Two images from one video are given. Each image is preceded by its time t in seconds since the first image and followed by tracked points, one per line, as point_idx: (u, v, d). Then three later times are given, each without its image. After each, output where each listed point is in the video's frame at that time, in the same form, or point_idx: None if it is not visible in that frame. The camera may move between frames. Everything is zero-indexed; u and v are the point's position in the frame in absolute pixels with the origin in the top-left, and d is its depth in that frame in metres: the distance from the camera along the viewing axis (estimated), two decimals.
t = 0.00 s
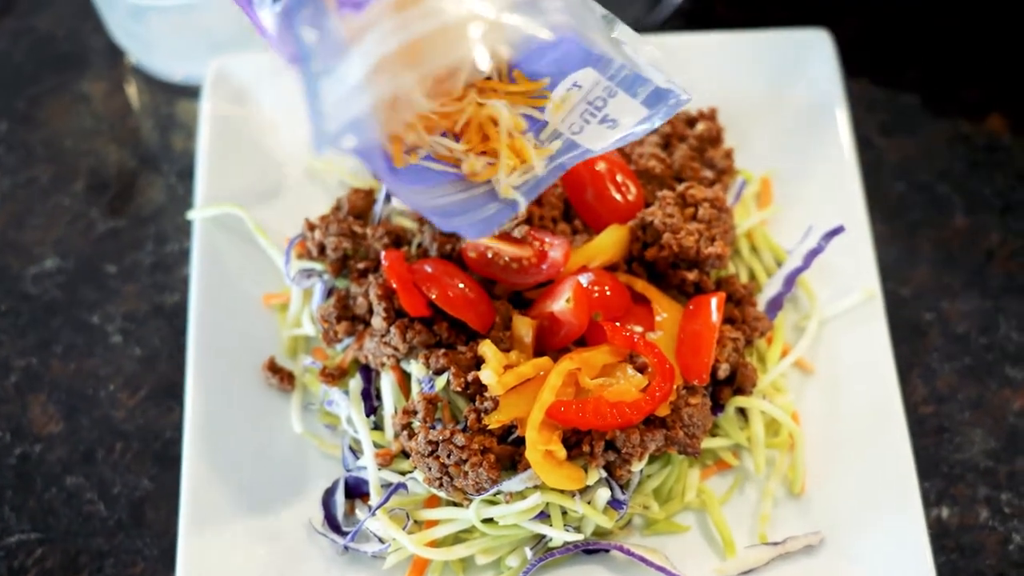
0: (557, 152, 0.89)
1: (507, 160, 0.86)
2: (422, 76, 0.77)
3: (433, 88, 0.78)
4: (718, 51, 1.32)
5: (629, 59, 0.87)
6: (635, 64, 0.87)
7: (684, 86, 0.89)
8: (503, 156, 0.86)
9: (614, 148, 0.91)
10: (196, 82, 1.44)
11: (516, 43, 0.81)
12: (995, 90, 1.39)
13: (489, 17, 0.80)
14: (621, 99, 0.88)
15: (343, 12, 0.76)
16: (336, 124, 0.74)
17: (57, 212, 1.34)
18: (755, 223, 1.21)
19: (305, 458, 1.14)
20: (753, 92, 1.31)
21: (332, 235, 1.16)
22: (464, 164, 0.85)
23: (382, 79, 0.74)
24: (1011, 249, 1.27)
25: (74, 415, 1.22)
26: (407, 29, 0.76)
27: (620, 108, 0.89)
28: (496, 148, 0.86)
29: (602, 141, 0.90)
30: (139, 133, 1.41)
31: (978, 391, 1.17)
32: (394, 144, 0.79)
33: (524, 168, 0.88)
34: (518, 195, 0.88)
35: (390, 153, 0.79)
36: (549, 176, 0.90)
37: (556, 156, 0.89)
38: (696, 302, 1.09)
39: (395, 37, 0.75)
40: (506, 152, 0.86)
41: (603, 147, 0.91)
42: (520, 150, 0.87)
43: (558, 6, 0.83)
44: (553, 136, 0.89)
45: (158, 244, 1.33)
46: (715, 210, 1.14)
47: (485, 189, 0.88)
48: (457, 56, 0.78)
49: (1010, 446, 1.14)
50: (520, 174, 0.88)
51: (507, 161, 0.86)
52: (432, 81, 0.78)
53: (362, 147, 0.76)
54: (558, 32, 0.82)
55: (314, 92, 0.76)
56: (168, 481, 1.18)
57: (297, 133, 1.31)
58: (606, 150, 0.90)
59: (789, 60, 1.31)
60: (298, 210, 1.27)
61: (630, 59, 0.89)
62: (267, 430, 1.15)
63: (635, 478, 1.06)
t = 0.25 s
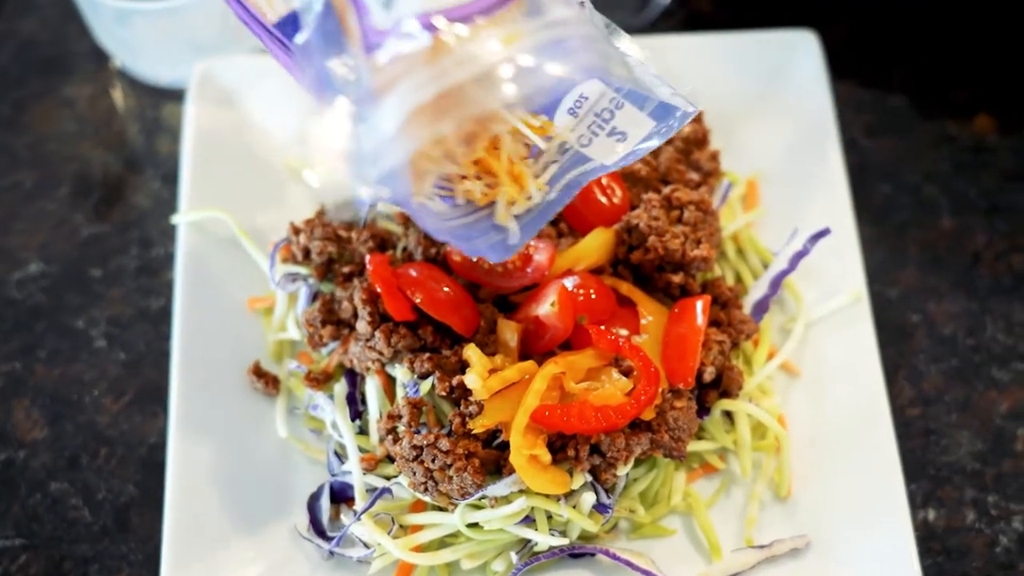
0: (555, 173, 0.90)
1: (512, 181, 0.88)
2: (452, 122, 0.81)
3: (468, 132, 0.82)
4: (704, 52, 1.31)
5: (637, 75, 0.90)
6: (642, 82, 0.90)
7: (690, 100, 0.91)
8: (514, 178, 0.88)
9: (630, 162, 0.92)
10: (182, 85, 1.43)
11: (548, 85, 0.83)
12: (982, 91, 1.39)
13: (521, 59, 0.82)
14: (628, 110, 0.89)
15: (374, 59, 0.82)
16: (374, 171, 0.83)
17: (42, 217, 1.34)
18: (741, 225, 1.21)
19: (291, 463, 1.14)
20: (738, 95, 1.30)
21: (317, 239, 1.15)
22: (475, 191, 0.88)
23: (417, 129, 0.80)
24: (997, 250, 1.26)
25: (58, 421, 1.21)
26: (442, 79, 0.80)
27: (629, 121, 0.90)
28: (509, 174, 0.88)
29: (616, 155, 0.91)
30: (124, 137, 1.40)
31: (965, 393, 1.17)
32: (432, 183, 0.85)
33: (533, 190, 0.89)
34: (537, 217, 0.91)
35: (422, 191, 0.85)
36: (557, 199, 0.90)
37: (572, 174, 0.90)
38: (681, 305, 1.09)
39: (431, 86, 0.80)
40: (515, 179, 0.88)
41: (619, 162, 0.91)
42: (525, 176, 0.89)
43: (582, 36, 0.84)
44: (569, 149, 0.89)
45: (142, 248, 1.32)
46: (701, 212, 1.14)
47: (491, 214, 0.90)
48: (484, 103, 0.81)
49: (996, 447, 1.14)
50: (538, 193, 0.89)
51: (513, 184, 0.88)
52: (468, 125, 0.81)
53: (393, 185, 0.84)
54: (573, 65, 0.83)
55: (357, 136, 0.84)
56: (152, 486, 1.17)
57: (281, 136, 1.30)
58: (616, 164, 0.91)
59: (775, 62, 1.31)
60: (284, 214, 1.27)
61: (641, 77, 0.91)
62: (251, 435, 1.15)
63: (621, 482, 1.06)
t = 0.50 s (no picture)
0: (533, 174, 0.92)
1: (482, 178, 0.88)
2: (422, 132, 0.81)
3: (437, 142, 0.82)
4: (691, 53, 1.31)
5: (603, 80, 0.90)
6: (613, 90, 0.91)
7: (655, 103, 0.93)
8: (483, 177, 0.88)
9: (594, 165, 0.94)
10: (167, 89, 1.43)
11: (518, 97, 0.83)
12: (971, 91, 1.38)
13: (494, 72, 0.81)
14: (594, 111, 0.90)
15: (346, 69, 0.81)
16: (341, 176, 0.82)
17: (27, 221, 1.33)
18: (729, 227, 1.21)
19: (278, 468, 1.13)
20: (726, 96, 1.30)
21: (303, 243, 1.15)
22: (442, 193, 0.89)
23: (388, 139, 0.79)
24: (986, 250, 1.26)
25: (44, 427, 1.20)
26: (412, 93, 0.79)
27: (592, 122, 0.91)
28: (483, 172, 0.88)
29: (579, 155, 0.91)
30: (110, 141, 1.40)
31: (954, 394, 1.17)
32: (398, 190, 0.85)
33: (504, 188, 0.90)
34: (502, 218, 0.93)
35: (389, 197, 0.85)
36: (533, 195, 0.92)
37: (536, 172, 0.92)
38: (669, 308, 1.08)
39: (404, 96, 0.79)
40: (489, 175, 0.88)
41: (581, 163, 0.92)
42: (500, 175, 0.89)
43: (552, 45, 0.85)
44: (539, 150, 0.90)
45: (129, 252, 1.31)
46: (688, 215, 1.14)
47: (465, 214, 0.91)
48: (456, 117, 0.81)
49: (986, 449, 1.14)
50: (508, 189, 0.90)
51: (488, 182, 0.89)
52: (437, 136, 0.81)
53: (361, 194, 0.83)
54: (543, 77, 0.84)
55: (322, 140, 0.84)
56: (139, 492, 1.17)
57: (268, 140, 1.29)
58: (579, 164, 0.92)
59: (763, 63, 1.31)
60: (271, 217, 1.26)
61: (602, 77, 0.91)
62: (238, 439, 1.14)
63: (609, 486, 1.06)
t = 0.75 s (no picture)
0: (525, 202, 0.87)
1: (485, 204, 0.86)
2: (453, 164, 0.82)
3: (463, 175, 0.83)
4: (685, 54, 1.31)
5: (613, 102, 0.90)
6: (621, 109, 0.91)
7: (657, 115, 0.92)
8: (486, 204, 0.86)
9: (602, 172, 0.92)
10: (158, 90, 1.42)
11: (543, 126, 0.84)
12: (964, 90, 1.38)
13: (518, 103, 0.82)
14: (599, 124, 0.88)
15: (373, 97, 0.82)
16: (371, 208, 0.83)
17: (19, 224, 1.32)
18: (723, 228, 1.20)
19: (271, 472, 1.13)
20: (718, 96, 1.30)
21: (295, 246, 1.14)
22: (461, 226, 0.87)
23: (413, 173, 0.81)
24: (980, 251, 1.26)
25: (36, 431, 1.20)
26: (441, 126, 0.81)
27: (598, 134, 0.88)
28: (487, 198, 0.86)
29: (584, 165, 0.89)
30: (102, 144, 1.39)
31: (949, 395, 1.17)
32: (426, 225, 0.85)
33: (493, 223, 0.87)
34: (502, 244, 0.89)
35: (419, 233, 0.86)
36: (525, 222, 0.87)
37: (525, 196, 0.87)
38: (662, 310, 1.08)
39: (432, 130, 0.81)
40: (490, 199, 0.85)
41: (587, 173, 0.90)
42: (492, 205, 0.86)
43: (567, 70, 0.85)
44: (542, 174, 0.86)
45: (120, 256, 1.31)
46: (681, 216, 1.13)
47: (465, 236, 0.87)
48: (482, 149, 0.82)
49: (980, 450, 1.14)
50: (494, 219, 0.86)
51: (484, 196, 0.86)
52: (466, 168, 0.83)
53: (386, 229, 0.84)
54: (558, 104, 0.84)
55: (349, 167, 0.85)
56: (132, 497, 1.16)
57: (259, 142, 1.29)
58: (586, 176, 0.90)
59: (756, 64, 1.30)
60: (262, 220, 1.26)
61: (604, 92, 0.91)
62: (230, 444, 1.13)
63: (603, 489, 1.06)
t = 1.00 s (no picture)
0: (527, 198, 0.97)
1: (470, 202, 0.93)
2: (423, 161, 0.89)
3: (432, 172, 0.89)
4: (682, 53, 1.31)
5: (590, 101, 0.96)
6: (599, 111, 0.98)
7: (636, 121, 0.98)
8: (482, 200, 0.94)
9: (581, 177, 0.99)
10: (155, 91, 1.42)
11: (512, 126, 0.91)
12: (961, 89, 1.38)
13: (489, 104, 0.89)
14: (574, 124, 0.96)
15: (346, 91, 0.88)
16: (336, 203, 0.89)
17: (16, 225, 1.32)
18: (720, 228, 1.21)
19: (269, 472, 1.13)
20: (715, 95, 1.30)
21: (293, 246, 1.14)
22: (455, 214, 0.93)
23: (381, 168, 0.88)
24: (977, 250, 1.26)
25: (34, 432, 1.20)
26: (409, 124, 0.87)
27: (575, 139, 0.97)
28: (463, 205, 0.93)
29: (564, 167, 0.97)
30: (99, 144, 1.39)
31: (947, 394, 1.17)
32: (397, 222, 0.91)
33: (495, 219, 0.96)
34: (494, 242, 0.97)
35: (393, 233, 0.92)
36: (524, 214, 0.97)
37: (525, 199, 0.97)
38: (660, 309, 1.08)
39: (401, 126, 0.87)
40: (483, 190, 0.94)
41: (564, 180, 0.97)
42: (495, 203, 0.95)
43: (544, 76, 0.92)
44: (535, 176, 0.96)
45: (118, 256, 1.31)
46: (679, 215, 1.14)
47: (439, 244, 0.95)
48: (448, 151, 0.89)
49: (978, 448, 1.14)
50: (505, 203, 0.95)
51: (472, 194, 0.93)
52: (435, 165, 0.89)
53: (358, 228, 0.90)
54: (530, 108, 0.91)
55: (315, 162, 0.91)
56: (130, 497, 1.16)
57: (257, 142, 1.29)
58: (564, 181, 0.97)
59: (753, 63, 1.31)
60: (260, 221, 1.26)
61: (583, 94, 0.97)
62: (228, 444, 1.13)
63: (601, 488, 1.06)
